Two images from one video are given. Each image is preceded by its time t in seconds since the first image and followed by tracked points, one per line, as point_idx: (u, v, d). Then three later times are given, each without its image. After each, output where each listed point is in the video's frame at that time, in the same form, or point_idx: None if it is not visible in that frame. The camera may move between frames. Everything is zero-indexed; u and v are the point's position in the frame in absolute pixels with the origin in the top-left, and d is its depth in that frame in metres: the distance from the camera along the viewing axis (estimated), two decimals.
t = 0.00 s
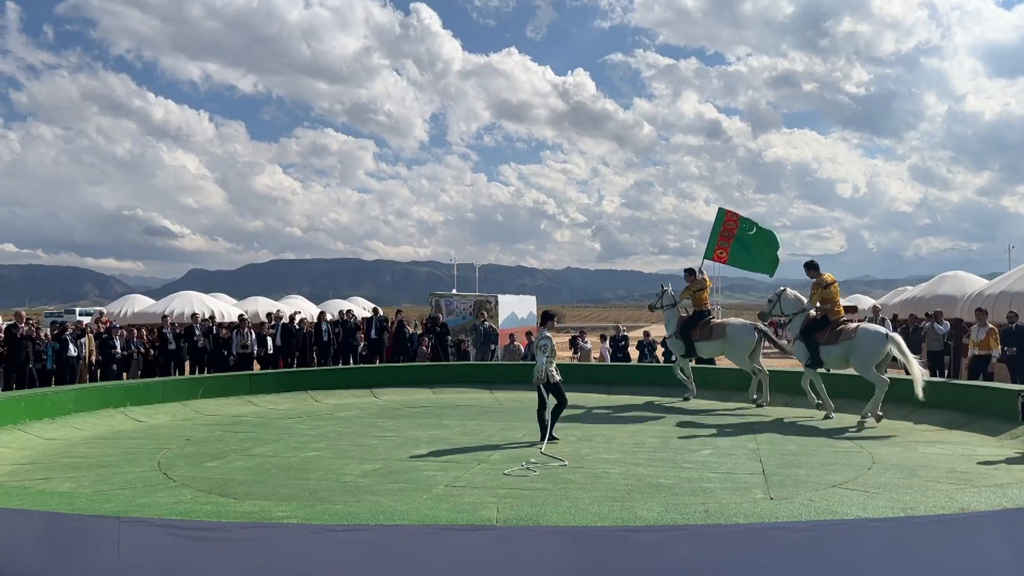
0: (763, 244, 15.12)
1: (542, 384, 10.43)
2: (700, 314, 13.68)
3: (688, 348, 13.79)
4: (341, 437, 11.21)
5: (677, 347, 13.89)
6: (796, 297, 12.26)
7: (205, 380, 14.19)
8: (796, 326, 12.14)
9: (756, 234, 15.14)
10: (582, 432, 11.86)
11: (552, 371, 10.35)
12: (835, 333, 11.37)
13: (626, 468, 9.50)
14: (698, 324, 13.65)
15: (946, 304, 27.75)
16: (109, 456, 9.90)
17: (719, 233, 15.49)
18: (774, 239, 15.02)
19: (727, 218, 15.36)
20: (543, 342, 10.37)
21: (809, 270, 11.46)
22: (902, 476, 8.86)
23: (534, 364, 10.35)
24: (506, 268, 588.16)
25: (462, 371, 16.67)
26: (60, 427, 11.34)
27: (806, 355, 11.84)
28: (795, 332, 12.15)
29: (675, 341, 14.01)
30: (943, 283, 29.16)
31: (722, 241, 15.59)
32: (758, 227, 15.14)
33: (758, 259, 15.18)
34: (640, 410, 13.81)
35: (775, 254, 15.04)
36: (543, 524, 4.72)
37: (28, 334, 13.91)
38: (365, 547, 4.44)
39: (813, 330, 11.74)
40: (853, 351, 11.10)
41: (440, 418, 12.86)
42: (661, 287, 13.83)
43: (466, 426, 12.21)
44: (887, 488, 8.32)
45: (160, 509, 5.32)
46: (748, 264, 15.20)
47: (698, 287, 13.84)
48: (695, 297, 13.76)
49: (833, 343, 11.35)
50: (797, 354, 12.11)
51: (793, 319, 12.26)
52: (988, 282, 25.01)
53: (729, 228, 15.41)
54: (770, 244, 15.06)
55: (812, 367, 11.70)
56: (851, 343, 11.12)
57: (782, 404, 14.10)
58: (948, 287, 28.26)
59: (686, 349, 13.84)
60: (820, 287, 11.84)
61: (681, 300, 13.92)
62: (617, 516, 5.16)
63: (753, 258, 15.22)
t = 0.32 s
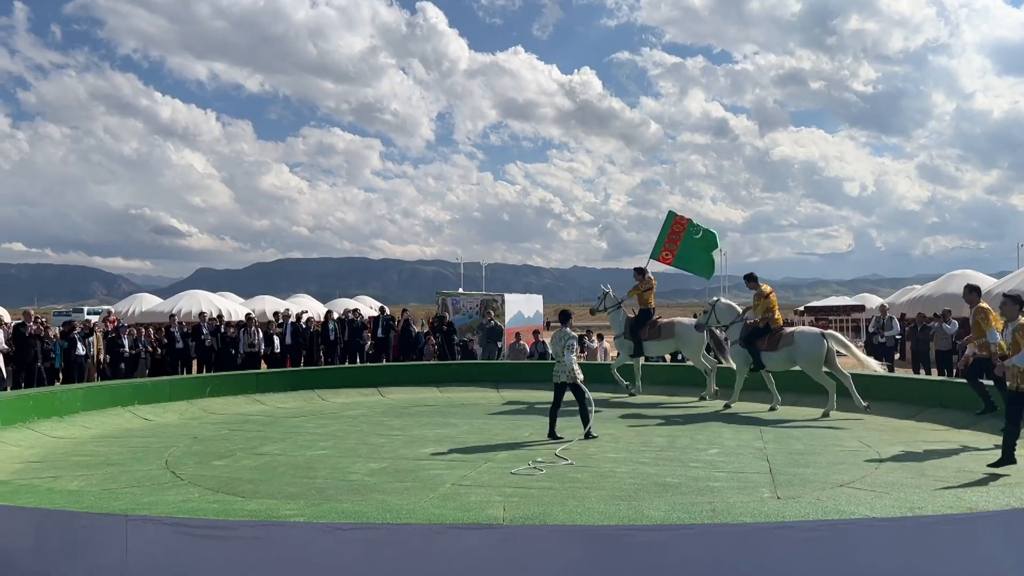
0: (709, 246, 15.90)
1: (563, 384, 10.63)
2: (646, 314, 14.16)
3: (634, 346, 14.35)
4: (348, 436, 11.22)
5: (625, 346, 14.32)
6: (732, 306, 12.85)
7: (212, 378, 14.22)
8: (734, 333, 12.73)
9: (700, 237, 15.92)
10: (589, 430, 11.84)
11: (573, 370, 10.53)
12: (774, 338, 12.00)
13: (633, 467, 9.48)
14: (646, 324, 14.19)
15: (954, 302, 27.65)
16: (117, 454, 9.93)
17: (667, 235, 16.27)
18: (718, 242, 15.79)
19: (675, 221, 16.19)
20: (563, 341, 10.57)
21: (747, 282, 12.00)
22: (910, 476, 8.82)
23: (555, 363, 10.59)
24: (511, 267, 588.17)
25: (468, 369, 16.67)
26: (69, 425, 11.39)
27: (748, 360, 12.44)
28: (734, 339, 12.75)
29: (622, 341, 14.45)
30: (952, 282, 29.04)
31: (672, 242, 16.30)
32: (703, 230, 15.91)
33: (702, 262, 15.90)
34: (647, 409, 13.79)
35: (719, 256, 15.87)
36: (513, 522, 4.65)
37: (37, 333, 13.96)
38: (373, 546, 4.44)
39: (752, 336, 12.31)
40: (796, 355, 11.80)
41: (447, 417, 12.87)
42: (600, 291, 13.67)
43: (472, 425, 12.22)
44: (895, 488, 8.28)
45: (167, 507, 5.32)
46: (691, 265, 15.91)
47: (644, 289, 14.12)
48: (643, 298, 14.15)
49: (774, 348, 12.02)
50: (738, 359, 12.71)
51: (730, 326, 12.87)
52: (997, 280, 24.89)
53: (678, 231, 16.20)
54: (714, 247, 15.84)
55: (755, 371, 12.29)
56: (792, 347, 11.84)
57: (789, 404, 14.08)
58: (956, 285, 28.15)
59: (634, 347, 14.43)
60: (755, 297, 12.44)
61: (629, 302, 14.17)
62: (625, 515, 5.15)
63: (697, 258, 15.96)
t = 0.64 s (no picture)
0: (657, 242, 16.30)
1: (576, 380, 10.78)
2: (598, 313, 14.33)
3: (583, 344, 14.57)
4: (357, 434, 11.25)
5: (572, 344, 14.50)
6: (670, 302, 13.51)
7: (221, 377, 14.26)
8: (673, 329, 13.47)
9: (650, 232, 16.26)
10: (598, 430, 11.81)
11: (586, 366, 10.67)
12: (715, 332, 12.87)
13: (641, 467, 9.47)
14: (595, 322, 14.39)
15: (963, 301, 27.52)
16: (127, 453, 9.97)
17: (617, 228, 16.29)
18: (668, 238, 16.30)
19: (625, 215, 16.26)
20: (573, 338, 10.74)
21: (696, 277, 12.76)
22: (920, 476, 8.78)
23: (566, 361, 10.74)
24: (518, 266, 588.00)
25: (476, 368, 16.69)
26: (79, 423, 11.45)
27: (686, 355, 13.12)
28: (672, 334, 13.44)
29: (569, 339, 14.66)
30: (962, 280, 28.87)
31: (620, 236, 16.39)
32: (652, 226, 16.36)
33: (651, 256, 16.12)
34: (656, 408, 13.74)
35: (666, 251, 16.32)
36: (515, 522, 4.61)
37: (48, 332, 14.05)
38: (383, 544, 4.45)
39: (693, 331, 13.11)
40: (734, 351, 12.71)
41: (454, 416, 12.88)
42: (546, 288, 14.07)
43: (480, 423, 12.23)
44: (905, 488, 8.25)
45: (178, 505, 5.33)
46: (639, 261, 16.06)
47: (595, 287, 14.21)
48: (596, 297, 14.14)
49: (713, 342, 12.87)
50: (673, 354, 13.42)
51: (669, 322, 13.52)
52: (1008, 279, 24.74)
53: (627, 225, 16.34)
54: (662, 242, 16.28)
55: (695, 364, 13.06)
56: (732, 343, 12.73)
57: (798, 402, 14.05)
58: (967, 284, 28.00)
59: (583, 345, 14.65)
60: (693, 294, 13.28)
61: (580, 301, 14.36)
62: (634, 514, 5.13)
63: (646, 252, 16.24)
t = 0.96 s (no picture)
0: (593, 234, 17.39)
1: (582, 380, 10.78)
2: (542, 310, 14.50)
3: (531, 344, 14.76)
4: (367, 433, 11.27)
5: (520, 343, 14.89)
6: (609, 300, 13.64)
7: (232, 376, 14.32)
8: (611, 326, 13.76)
9: (583, 226, 17.39)
10: (608, 429, 11.79)
11: (591, 367, 10.66)
12: (650, 328, 13.26)
13: (652, 466, 9.46)
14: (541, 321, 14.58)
15: (976, 300, 27.33)
16: (140, 451, 10.03)
17: (553, 229, 17.31)
18: (602, 228, 17.37)
19: (558, 213, 17.38)
20: (579, 337, 10.73)
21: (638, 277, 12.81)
22: (934, 476, 8.73)
23: (571, 362, 10.75)
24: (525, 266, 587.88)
25: (486, 367, 16.72)
26: (92, 422, 11.52)
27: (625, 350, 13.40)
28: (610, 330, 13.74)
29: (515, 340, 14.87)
30: (976, 280, 28.66)
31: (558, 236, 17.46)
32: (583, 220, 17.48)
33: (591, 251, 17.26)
34: (667, 408, 13.69)
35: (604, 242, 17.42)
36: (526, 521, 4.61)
37: (61, 331, 14.15)
38: (394, 543, 4.45)
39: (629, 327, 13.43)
40: (670, 344, 13.23)
41: (465, 415, 12.90)
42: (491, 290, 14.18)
43: (490, 423, 12.23)
44: (918, 488, 8.20)
45: (191, 503, 5.35)
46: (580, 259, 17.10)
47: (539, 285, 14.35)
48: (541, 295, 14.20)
49: (650, 337, 13.28)
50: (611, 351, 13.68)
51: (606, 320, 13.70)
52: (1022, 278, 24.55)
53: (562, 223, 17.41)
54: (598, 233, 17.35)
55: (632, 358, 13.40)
56: (668, 336, 13.27)
57: (809, 401, 14.00)
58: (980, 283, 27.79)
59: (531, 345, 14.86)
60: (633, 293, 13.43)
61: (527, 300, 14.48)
62: (645, 514, 5.13)
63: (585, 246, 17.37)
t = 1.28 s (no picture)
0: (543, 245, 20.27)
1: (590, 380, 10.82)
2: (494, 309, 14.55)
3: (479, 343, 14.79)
4: (378, 433, 11.29)
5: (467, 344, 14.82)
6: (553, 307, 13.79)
7: (244, 375, 14.39)
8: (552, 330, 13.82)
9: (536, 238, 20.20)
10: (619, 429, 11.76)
11: (597, 367, 10.69)
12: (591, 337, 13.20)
13: (663, 466, 9.44)
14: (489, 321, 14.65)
15: (989, 300, 27.09)
16: (153, 449, 10.10)
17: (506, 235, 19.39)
18: (550, 239, 20.18)
19: (513, 222, 19.59)
20: (584, 336, 10.74)
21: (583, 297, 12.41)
22: (947, 476, 8.68)
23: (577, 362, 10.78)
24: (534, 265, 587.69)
25: (496, 367, 16.77)
26: (105, 421, 11.59)
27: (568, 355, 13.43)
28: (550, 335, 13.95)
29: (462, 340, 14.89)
30: (990, 279, 28.41)
31: (509, 242, 19.89)
32: (537, 230, 20.16)
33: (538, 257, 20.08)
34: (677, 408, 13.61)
35: (548, 251, 20.02)
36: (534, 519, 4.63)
37: (75, 330, 14.25)
38: (406, 541, 4.47)
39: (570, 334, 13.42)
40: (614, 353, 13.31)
41: (475, 414, 12.91)
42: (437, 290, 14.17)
43: (502, 422, 12.23)
44: (931, 488, 8.16)
45: (203, 501, 5.38)
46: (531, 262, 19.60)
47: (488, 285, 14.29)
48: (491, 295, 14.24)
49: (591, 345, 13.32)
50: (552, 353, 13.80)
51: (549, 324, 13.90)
52: None
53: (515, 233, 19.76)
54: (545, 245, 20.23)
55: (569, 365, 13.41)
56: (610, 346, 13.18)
57: (821, 401, 13.94)
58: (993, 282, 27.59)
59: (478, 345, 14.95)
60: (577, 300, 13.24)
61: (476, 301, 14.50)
62: (656, 514, 5.13)
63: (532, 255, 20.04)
